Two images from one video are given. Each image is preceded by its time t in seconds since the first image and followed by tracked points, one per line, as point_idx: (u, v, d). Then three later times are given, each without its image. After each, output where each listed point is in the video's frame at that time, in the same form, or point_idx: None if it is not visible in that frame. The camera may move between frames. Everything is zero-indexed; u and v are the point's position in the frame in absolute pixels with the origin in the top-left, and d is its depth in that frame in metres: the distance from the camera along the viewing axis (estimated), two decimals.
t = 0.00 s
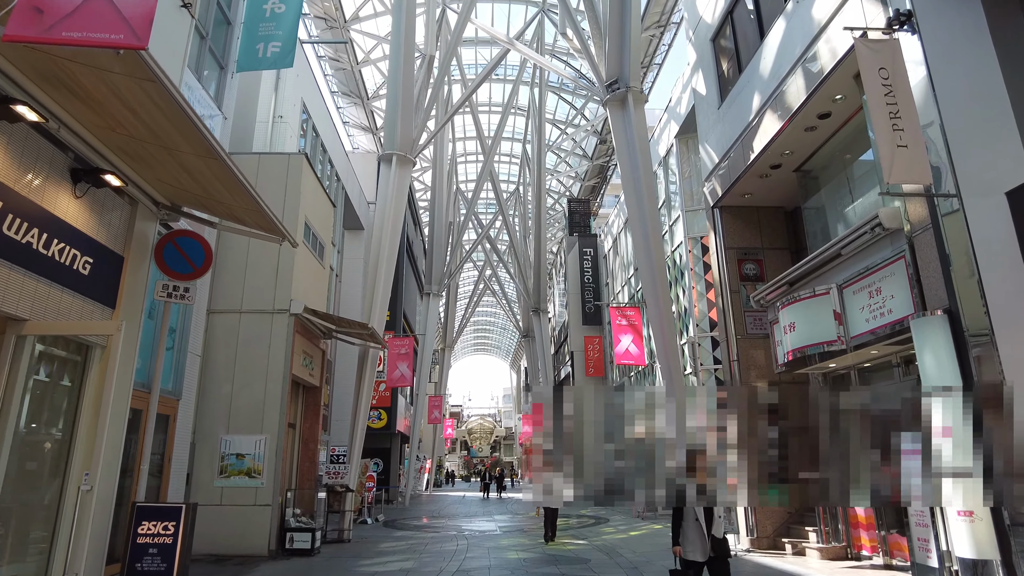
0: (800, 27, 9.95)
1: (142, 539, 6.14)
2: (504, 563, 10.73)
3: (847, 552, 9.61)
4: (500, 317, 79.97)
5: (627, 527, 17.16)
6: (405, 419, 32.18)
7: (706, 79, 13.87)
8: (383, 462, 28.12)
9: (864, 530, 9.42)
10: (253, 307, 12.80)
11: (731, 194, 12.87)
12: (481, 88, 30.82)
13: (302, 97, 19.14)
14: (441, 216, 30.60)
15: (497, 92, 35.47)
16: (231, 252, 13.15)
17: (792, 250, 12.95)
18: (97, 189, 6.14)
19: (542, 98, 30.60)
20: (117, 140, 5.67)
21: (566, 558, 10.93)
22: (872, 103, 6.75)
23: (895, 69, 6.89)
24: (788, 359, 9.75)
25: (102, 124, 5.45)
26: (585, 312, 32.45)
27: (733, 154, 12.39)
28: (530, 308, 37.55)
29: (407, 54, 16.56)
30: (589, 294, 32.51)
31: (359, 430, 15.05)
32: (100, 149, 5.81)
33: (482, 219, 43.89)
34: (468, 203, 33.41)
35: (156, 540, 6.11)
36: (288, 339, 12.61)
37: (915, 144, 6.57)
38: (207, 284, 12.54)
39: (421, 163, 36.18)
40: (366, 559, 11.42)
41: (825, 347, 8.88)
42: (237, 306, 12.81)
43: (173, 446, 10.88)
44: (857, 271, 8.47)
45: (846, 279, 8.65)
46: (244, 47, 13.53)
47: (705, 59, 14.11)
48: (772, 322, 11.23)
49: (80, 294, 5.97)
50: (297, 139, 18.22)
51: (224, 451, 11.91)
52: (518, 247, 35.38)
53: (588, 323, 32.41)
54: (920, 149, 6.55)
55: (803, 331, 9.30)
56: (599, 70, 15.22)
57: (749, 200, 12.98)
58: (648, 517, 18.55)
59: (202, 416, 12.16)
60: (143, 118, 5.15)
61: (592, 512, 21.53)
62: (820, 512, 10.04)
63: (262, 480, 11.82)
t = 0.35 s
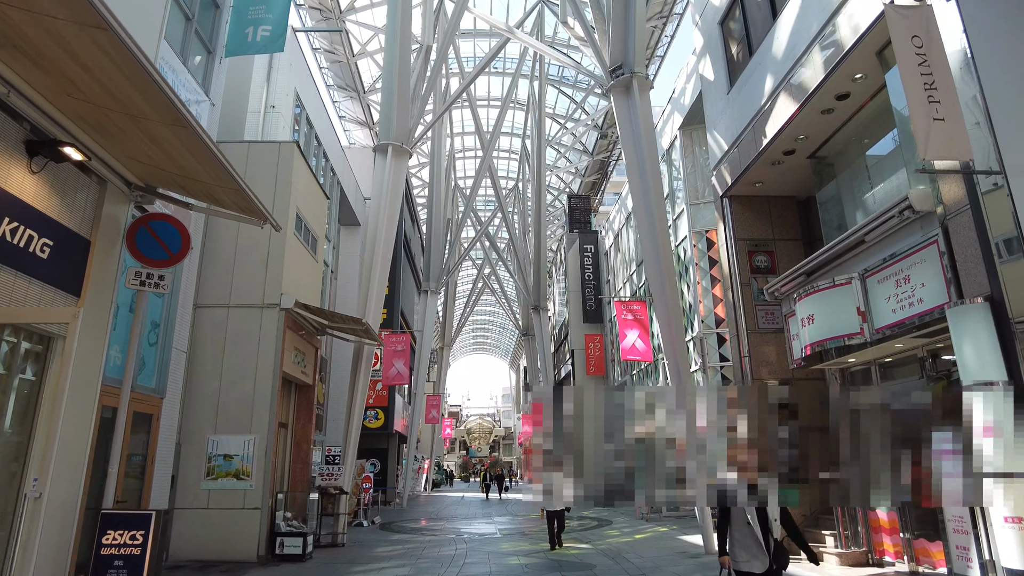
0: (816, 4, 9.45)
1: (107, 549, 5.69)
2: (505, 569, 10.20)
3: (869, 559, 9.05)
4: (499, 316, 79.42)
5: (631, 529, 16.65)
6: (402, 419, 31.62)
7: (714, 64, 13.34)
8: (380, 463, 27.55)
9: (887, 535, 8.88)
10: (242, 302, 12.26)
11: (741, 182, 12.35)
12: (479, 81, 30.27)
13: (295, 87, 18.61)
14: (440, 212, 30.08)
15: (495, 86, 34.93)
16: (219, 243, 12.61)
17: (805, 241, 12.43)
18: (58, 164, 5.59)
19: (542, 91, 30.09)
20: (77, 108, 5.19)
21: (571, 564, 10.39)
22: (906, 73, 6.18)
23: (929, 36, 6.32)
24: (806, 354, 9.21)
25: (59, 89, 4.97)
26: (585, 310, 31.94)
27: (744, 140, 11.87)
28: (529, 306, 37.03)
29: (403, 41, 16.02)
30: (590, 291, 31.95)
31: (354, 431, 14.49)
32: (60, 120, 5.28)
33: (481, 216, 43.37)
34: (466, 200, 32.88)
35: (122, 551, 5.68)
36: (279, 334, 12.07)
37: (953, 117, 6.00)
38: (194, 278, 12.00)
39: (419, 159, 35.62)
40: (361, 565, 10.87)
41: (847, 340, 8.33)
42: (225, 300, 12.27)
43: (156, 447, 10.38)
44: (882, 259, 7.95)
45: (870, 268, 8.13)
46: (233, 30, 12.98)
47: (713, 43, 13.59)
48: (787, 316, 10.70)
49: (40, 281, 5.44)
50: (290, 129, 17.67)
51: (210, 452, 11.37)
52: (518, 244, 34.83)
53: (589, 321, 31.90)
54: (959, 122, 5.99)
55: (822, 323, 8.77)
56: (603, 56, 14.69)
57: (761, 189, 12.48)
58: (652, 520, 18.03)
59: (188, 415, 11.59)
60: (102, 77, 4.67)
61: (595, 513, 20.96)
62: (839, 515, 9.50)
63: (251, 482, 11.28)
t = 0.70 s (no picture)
0: None
1: (67, 558, 5.19)
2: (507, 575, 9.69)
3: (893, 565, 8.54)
4: (499, 314, 79.01)
5: (635, 531, 16.15)
6: (401, 418, 31.13)
7: (725, 48, 12.84)
8: (378, 462, 27.06)
9: (914, 540, 8.37)
10: (232, 293, 11.74)
11: (753, 169, 11.85)
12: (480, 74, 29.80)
13: (290, 76, 18.09)
14: (439, 208, 29.58)
15: (496, 80, 34.47)
16: (209, 233, 12.10)
17: (820, 231, 11.93)
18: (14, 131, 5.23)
19: (543, 85, 29.58)
20: (33, 66, 4.78)
21: (576, 569, 9.89)
22: (947, 36, 5.66)
23: None
24: (826, 347, 8.70)
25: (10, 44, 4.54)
26: (587, 308, 31.45)
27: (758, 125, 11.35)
28: (530, 303, 36.53)
29: (402, 26, 15.53)
30: (591, 288, 31.43)
31: (349, 430, 13.96)
32: (17, 81, 4.89)
33: (481, 212, 42.87)
34: (466, 195, 32.39)
35: (84, 559, 5.18)
36: (270, 327, 11.56)
37: (1000, 83, 5.49)
38: (181, 268, 11.48)
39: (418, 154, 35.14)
40: (355, 570, 10.34)
41: (872, 332, 7.82)
42: (215, 292, 11.75)
43: (138, 446, 9.81)
44: (912, 244, 7.44)
45: (899, 254, 7.61)
46: (224, 11, 12.46)
47: (723, 26, 13.08)
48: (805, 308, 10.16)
49: None
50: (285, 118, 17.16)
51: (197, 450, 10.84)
52: (518, 241, 34.36)
53: (590, 318, 31.41)
54: (1007, 89, 5.48)
55: (845, 314, 8.27)
56: (609, 41, 14.18)
57: (774, 176, 11.98)
58: (657, 521, 17.53)
59: (174, 411, 11.06)
60: (54, 28, 4.26)
61: (598, 515, 20.48)
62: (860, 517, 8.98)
63: (240, 482, 10.77)
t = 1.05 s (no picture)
0: None
1: (9, 565, 4.59)
2: None
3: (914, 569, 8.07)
4: (498, 313, 78.45)
5: (637, 532, 15.66)
6: (397, 417, 30.62)
7: (731, 29, 12.37)
8: (374, 462, 26.56)
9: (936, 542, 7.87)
10: (217, 284, 11.24)
11: (761, 154, 11.39)
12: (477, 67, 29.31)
13: (282, 64, 17.61)
14: (437, 204, 29.11)
15: (494, 74, 34.00)
16: (193, 221, 11.58)
17: (831, 219, 11.46)
18: None
19: (542, 79, 29.09)
20: None
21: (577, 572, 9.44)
22: None
23: None
24: (844, 337, 8.21)
25: None
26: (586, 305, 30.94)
27: (767, 107, 10.87)
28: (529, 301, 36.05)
29: (396, 11, 15.05)
30: (591, 285, 30.95)
31: (341, 427, 13.48)
32: None
33: (479, 209, 42.36)
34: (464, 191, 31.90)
35: (29, 566, 4.61)
36: (257, 319, 11.07)
37: None
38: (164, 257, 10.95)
39: (415, 149, 34.64)
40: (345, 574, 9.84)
41: (893, 320, 7.36)
42: (199, 282, 11.24)
43: (115, 443, 9.27)
44: (937, 226, 6.97)
45: (923, 235, 7.13)
46: None
47: (729, 7, 12.61)
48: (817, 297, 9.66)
49: None
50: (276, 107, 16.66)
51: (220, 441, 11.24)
52: (517, 237, 33.88)
53: (590, 316, 30.90)
54: None
55: (864, 301, 7.78)
56: (610, 24, 13.70)
57: (783, 162, 11.53)
58: (660, 522, 17.06)
59: (157, 406, 10.57)
60: None
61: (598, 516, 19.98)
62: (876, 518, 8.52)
63: (225, 481, 10.27)
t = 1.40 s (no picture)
0: None
1: None
2: None
3: None
4: (497, 312, 77.80)
5: (640, 535, 15.20)
6: (394, 417, 30.08)
7: (739, 11, 11.87)
8: (370, 462, 26.02)
9: (966, 548, 7.29)
10: (202, 276, 10.71)
11: (772, 140, 10.90)
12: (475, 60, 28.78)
13: (274, 52, 17.11)
14: (434, 199, 28.64)
15: (492, 67, 33.50)
16: (177, 211, 11.04)
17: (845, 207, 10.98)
18: None
19: (542, 72, 28.58)
20: None
21: None
22: None
23: None
24: (867, 329, 7.69)
25: None
26: (587, 302, 30.43)
27: (779, 90, 10.37)
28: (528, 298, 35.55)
29: None
30: (591, 282, 30.42)
31: (333, 426, 12.95)
32: None
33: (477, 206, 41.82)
34: (461, 186, 31.37)
35: None
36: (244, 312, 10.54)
37: None
38: (146, 247, 10.40)
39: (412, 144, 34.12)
40: None
41: (921, 309, 6.86)
42: (183, 274, 10.71)
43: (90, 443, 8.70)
44: (971, 207, 6.46)
45: (956, 218, 6.62)
46: None
47: None
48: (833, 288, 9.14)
49: None
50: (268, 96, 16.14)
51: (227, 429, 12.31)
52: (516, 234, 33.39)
53: (590, 314, 30.39)
54: None
55: (890, 290, 7.26)
56: (612, 7, 13.18)
57: (794, 149, 11.03)
58: (663, 524, 16.61)
59: (137, 404, 10.00)
60: None
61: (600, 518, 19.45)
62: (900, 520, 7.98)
63: (209, 483, 9.73)
